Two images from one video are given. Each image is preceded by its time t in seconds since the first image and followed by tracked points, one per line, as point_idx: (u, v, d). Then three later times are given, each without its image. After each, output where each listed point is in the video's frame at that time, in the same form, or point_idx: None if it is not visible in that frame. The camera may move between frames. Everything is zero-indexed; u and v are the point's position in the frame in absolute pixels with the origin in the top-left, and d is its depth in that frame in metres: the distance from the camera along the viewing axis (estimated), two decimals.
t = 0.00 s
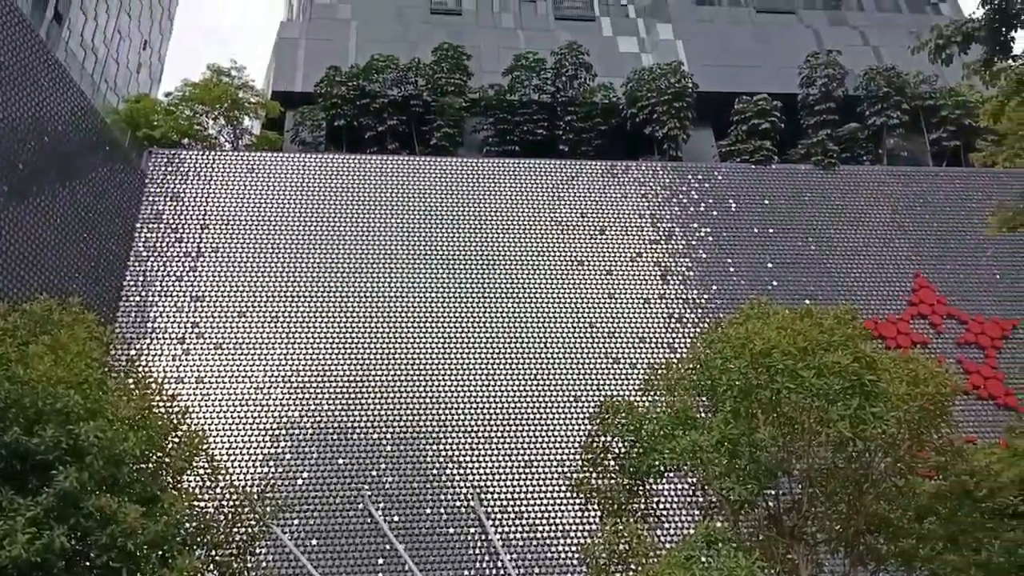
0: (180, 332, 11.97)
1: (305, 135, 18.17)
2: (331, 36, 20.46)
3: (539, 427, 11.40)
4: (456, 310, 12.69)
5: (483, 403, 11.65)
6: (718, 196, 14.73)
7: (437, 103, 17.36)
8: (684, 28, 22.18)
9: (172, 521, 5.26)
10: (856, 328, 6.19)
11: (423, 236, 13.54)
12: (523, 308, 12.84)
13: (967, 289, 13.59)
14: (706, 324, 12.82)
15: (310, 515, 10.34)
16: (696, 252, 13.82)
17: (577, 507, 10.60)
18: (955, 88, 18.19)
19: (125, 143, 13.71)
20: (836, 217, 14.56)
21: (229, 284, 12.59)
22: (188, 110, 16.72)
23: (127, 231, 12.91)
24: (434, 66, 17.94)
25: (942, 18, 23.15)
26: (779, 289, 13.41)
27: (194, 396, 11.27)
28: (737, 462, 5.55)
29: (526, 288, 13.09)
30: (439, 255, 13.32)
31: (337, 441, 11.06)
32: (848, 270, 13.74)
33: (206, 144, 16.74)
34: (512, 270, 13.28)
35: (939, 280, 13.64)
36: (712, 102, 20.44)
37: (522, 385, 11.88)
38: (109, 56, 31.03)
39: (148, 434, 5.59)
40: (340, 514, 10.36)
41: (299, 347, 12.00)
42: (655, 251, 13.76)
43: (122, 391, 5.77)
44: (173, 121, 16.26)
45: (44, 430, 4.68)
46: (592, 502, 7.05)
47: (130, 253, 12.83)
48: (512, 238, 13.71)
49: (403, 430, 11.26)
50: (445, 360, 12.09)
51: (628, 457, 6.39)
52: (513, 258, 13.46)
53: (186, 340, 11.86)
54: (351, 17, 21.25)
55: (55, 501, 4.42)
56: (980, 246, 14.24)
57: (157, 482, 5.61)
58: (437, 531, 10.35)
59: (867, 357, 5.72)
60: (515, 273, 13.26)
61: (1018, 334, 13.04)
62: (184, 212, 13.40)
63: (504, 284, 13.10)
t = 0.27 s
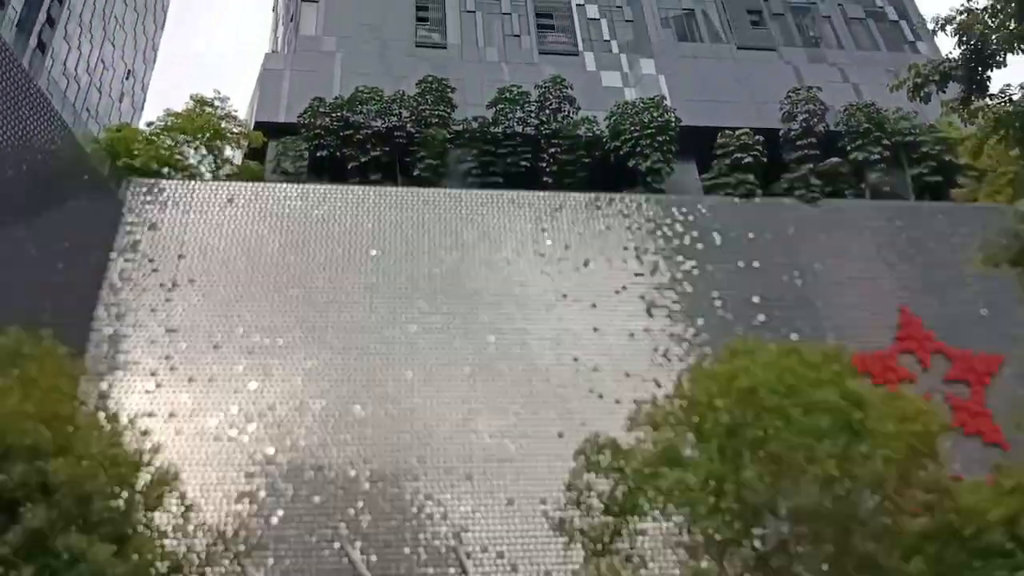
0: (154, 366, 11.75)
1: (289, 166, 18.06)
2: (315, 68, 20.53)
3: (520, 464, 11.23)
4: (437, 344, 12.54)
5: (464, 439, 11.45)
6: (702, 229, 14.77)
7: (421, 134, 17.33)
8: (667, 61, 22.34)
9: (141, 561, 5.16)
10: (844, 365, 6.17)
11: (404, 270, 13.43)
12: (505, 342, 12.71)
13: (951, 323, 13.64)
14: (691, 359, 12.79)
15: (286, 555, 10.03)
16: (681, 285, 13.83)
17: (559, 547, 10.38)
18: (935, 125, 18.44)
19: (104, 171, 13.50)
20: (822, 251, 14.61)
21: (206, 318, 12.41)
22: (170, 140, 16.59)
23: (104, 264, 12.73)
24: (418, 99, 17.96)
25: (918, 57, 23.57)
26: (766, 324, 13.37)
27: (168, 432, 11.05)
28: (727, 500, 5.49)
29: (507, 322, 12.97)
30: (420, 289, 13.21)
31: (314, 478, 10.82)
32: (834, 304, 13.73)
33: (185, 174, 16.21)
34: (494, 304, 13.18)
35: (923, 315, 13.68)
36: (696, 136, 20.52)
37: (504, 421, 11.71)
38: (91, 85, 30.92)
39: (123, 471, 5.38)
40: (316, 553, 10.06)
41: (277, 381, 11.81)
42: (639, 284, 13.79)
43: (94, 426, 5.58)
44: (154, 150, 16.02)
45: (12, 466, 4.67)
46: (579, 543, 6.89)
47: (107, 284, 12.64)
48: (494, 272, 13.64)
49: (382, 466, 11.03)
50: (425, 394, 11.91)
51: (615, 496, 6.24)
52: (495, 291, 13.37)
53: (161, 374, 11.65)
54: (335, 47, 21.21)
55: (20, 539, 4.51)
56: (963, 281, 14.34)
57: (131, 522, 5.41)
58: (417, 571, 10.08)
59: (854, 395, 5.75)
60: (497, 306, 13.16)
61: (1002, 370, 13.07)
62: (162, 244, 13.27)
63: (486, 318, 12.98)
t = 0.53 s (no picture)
0: (140, 392, 11.71)
1: (275, 195, 18.18)
2: (302, 97, 20.71)
3: (506, 490, 11.25)
4: (424, 371, 12.59)
5: (450, 466, 11.46)
6: (683, 258, 14.96)
7: (407, 163, 17.51)
8: (650, 96, 22.75)
9: None
10: (821, 391, 6.25)
11: (391, 297, 13.51)
12: (492, 368, 12.79)
13: (927, 351, 13.83)
14: (673, 385, 12.87)
15: None
16: (662, 312, 13.98)
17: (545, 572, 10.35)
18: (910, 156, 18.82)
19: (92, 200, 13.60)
20: (801, 279, 14.83)
21: (193, 344, 12.40)
22: (157, 168, 16.68)
23: (90, 290, 12.74)
24: (406, 127, 18.18)
25: (894, 89, 24.05)
26: (746, 350, 13.53)
27: (154, 459, 10.98)
28: (706, 525, 5.57)
29: (494, 349, 13.05)
30: (408, 316, 13.28)
31: (300, 505, 10.78)
32: (813, 331, 13.92)
33: (173, 203, 16.65)
34: (481, 331, 13.26)
35: (900, 342, 13.87)
36: (678, 166, 20.89)
37: (491, 447, 11.74)
38: (78, 113, 31.05)
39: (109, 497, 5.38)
40: None
41: (263, 407, 11.80)
42: (622, 311, 13.87)
43: (80, 452, 5.63)
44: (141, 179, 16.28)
45: None
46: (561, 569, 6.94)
47: (93, 310, 12.61)
48: (481, 299, 13.74)
49: (368, 493, 11.01)
50: (412, 420, 11.93)
51: (598, 522, 6.33)
52: (481, 318, 13.47)
53: (147, 401, 11.62)
54: (323, 76, 21.38)
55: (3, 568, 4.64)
56: (938, 309, 14.58)
57: (116, 551, 5.40)
58: None
59: (831, 421, 5.80)
60: (484, 333, 13.25)
61: (977, 396, 13.25)
62: (149, 270, 13.27)
63: (473, 344, 13.06)
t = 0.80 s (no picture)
0: (119, 429, 11.54)
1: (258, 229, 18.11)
2: (287, 132, 20.75)
3: (490, 527, 11.12)
4: (407, 406, 12.49)
5: (433, 502, 11.33)
6: (667, 293, 15.02)
7: (392, 198, 17.55)
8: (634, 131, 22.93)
9: None
10: (806, 427, 6.24)
11: (374, 332, 13.44)
12: (476, 403, 12.70)
13: (910, 386, 13.89)
14: (658, 420, 12.83)
15: None
16: (647, 347, 13.98)
17: None
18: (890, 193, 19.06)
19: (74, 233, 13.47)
20: (784, 314, 14.89)
21: (173, 380, 12.26)
22: (140, 203, 16.63)
23: (71, 323, 12.60)
24: (391, 162, 18.25)
25: (873, 127, 24.43)
26: (730, 386, 13.54)
27: (131, 497, 10.80)
28: (693, 563, 5.52)
29: (478, 384, 12.99)
30: (391, 351, 13.20)
31: (280, 543, 10.61)
32: (797, 366, 13.95)
33: (154, 237, 16.46)
34: (464, 365, 13.20)
35: (883, 377, 13.93)
36: (661, 201, 21.04)
37: (474, 484, 11.63)
38: (60, 147, 30.98)
39: (83, 538, 5.26)
40: None
41: (244, 444, 11.66)
42: (606, 345, 13.85)
43: (57, 491, 5.54)
44: (123, 213, 16.17)
45: None
46: None
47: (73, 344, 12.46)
48: (464, 333, 13.69)
49: (350, 530, 10.86)
50: (394, 457, 11.80)
51: (583, 561, 6.25)
52: (465, 352, 13.40)
53: (126, 437, 11.44)
54: (308, 111, 21.46)
55: None
56: (920, 344, 14.67)
57: None
58: None
59: (816, 457, 5.79)
60: (467, 368, 13.18)
61: (959, 431, 13.31)
62: (130, 305, 13.15)
63: (456, 379, 12.98)
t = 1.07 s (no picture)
0: (115, 466, 11.45)
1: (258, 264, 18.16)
2: (287, 168, 20.87)
3: (489, 565, 10.98)
4: (405, 444, 12.42)
5: (432, 540, 11.21)
6: (665, 329, 15.03)
7: (392, 234, 17.61)
8: (632, 168, 23.10)
9: None
10: (806, 465, 6.21)
11: (373, 369, 13.42)
12: (474, 440, 12.64)
13: (909, 423, 13.84)
14: (657, 457, 12.76)
15: None
16: (646, 384, 13.94)
17: None
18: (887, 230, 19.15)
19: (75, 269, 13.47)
20: (783, 351, 14.87)
21: (171, 416, 12.20)
22: (140, 239, 16.67)
23: (69, 358, 12.58)
24: (391, 199, 18.36)
25: (869, 165, 24.63)
26: (729, 423, 13.49)
27: (127, 534, 10.67)
28: None
29: (477, 421, 12.93)
30: (390, 387, 13.17)
31: None
32: (796, 403, 13.90)
33: (155, 272, 16.42)
34: (463, 402, 13.15)
35: (882, 415, 13.88)
36: (660, 238, 21.15)
37: (473, 522, 11.51)
38: (62, 183, 31.11)
39: None
40: None
41: (241, 480, 11.58)
42: (605, 382, 13.81)
43: (50, 530, 5.49)
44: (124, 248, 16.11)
45: None
46: None
47: (71, 380, 12.42)
48: (463, 370, 13.66)
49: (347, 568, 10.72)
50: (392, 494, 11.72)
51: None
52: (464, 388, 13.38)
53: (123, 474, 11.35)
54: (309, 148, 21.62)
55: None
56: (920, 382, 14.63)
57: None
58: None
59: (817, 496, 5.75)
60: (466, 404, 13.12)
61: (960, 469, 13.23)
62: (129, 341, 13.14)
63: (455, 416, 12.92)
